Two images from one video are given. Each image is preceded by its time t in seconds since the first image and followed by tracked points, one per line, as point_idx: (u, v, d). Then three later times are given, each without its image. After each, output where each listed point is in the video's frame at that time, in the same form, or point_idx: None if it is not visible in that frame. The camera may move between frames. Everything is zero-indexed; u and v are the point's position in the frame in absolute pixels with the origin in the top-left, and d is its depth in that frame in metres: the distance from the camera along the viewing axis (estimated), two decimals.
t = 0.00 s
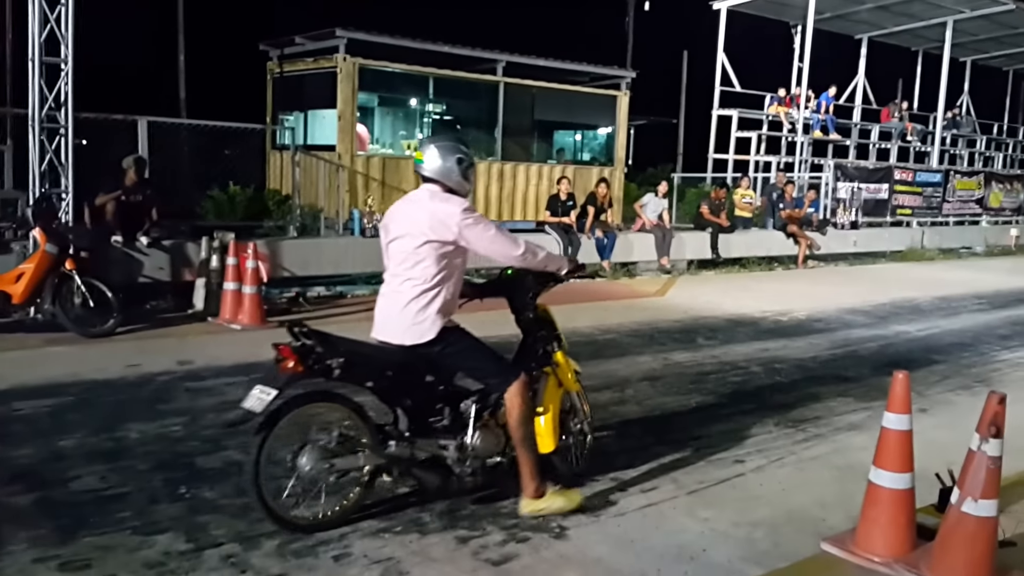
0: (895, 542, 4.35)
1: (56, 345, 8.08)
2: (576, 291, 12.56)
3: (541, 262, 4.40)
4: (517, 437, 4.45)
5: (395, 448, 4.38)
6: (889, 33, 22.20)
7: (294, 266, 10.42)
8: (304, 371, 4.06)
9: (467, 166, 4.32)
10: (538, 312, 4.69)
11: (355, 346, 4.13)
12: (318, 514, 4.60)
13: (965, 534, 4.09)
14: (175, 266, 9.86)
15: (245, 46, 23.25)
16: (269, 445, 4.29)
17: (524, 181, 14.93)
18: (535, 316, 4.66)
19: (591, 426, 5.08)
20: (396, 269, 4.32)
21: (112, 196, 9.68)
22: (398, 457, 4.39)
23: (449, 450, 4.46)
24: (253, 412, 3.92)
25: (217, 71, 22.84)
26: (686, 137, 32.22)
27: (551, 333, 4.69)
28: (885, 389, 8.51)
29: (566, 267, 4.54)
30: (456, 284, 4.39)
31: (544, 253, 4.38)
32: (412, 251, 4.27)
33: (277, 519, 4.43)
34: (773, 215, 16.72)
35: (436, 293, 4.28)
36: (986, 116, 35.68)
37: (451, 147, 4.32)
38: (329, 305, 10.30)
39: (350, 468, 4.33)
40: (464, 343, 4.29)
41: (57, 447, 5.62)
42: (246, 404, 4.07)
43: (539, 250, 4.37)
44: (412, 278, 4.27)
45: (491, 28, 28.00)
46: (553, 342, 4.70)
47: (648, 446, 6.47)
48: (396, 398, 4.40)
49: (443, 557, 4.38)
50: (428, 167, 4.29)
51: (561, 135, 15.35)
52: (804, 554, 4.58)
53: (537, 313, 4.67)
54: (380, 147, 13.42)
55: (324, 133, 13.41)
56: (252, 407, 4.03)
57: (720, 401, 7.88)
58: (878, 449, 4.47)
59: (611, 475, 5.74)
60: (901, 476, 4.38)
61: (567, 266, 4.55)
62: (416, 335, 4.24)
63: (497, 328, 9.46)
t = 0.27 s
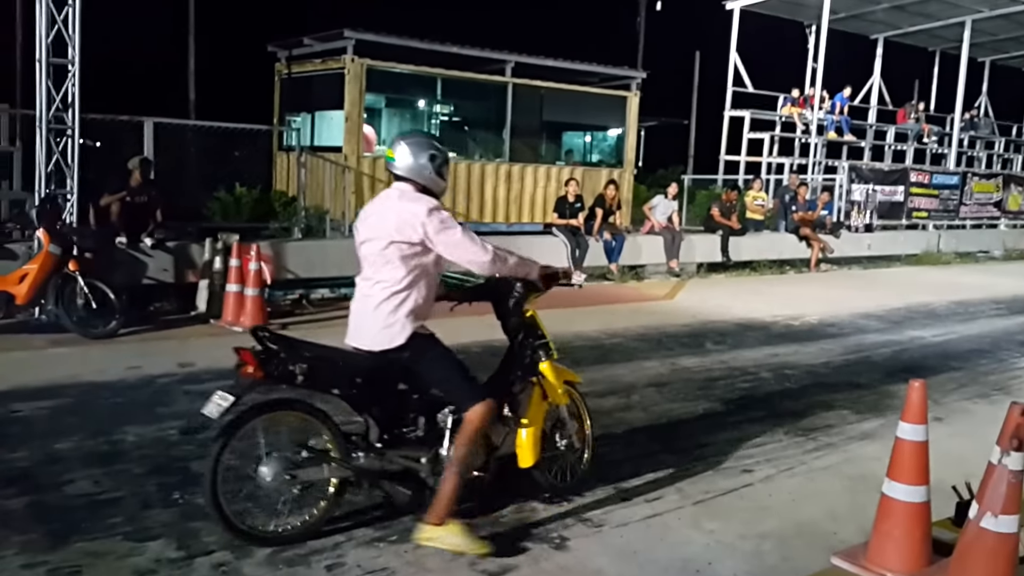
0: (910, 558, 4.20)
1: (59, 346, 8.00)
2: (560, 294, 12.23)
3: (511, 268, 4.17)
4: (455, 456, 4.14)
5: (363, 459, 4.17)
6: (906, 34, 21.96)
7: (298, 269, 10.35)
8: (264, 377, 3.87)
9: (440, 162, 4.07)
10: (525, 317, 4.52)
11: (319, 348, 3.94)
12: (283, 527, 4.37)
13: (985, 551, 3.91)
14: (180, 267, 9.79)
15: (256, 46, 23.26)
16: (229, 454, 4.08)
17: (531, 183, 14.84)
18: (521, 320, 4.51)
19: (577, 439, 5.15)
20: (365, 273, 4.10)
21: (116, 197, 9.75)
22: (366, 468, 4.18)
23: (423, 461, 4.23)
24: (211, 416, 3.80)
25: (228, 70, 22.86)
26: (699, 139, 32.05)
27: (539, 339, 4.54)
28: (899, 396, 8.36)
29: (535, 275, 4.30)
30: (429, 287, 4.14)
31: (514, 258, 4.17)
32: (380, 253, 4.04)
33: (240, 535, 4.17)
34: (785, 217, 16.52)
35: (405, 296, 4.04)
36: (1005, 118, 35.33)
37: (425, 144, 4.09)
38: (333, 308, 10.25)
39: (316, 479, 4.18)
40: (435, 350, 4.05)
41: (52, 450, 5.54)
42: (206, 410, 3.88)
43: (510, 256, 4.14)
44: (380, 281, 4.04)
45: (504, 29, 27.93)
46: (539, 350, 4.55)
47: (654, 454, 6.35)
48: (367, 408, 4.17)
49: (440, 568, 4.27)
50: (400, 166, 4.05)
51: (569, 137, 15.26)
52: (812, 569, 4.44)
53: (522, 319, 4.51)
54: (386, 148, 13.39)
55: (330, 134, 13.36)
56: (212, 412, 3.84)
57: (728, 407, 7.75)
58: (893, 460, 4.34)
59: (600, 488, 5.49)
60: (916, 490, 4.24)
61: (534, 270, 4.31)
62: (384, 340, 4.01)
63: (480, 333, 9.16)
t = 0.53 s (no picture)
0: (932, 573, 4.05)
1: (75, 345, 8.02)
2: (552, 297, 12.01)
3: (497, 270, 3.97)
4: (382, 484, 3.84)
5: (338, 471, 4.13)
6: (933, 33, 21.68)
7: (313, 270, 10.37)
8: (232, 383, 3.75)
9: (421, 157, 3.93)
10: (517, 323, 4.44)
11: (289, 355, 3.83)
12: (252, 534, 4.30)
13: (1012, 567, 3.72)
14: (196, 268, 9.88)
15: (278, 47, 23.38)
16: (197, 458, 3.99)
17: (548, 185, 14.76)
18: (514, 327, 4.44)
19: (565, 455, 4.95)
20: (346, 276, 3.95)
21: (133, 197, 9.63)
22: (337, 480, 4.13)
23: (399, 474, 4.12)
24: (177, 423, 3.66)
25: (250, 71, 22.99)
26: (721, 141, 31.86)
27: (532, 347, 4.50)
28: (921, 403, 8.20)
29: (527, 281, 4.19)
30: (412, 290, 3.96)
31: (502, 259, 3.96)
32: (358, 255, 3.89)
33: (206, 543, 4.10)
34: (807, 219, 16.27)
35: (384, 300, 3.87)
36: None
37: (405, 139, 3.93)
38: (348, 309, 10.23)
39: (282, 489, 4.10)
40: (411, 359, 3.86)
41: (60, 450, 5.54)
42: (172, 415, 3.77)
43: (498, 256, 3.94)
44: (359, 284, 3.88)
45: (524, 30, 27.90)
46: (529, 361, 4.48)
47: (666, 461, 6.26)
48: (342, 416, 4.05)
49: None
50: (379, 162, 3.90)
51: (586, 138, 15.18)
52: None
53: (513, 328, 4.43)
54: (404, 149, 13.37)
55: (347, 136, 13.47)
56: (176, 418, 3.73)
57: (745, 413, 7.63)
58: (915, 471, 4.22)
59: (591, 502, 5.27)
60: (938, 503, 4.12)
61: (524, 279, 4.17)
62: (362, 346, 3.85)
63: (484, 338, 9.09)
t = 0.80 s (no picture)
0: None
1: (97, 343, 8.03)
2: (571, 301, 11.82)
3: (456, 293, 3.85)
4: (371, 501, 3.81)
5: (313, 484, 4.06)
6: (968, 32, 21.28)
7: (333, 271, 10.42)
8: (198, 394, 3.75)
9: (405, 160, 3.89)
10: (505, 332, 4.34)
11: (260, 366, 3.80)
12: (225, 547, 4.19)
13: None
14: (220, 268, 9.82)
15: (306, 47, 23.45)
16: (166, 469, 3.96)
17: (573, 186, 14.70)
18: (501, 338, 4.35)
19: (556, 475, 4.58)
20: (321, 284, 3.92)
21: (157, 197, 9.76)
22: (311, 494, 4.05)
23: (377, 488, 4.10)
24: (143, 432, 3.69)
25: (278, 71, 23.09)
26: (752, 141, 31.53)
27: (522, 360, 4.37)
28: (952, 412, 7.99)
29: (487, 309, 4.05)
30: (387, 299, 3.92)
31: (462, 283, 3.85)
32: (332, 263, 3.86)
33: (179, 555, 4.00)
34: (838, 221, 15.94)
35: (360, 309, 3.84)
36: None
37: (390, 141, 3.91)
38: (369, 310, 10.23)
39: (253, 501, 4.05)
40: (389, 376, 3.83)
41: (74, 449, 5.53)
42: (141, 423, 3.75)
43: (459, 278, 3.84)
44: (334, 294, 3.85)
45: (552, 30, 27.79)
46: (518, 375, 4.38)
47: (687, 469, 6.14)
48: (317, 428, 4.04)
49: None
50: (360, 163, 3.87)
51: (613, 138, 15.03)
52: None
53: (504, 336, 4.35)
54: (427, 151, 13.25)
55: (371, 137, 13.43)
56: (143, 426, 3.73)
57: (769, 420, 7.48)
58: (942, 487, 4.07)
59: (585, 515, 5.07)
60: (966, 519, 3.96)
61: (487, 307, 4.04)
62: (337, 357, 3.82)
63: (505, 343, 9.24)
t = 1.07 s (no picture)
0: None
1: (120, 342, 8.03)
2: (599, 304, 11.68)
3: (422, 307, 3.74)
4: (377, 508, 3.77)
5: (298, 492, 3.97)
6: (1009, 33, 20.82)
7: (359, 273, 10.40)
8: (178, 399, 3.71)
9: (395, 158, 3.82)
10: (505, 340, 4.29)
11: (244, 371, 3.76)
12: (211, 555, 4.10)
13: None
14: (246, 268, 9.77)
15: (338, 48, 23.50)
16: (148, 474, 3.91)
17: (602, 189, 14.54)
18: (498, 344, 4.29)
19: (552, 485, 4.59)
20: (307, 287, 3.89)
21: (184, 197, 9.82)
22: (296, 503, 3.96)
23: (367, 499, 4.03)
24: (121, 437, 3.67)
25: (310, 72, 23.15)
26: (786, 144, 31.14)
27: (518, 368, 4.32)
28: (990, 422, 7.75)
29: (459, 323, 3.93)
30: (373, 302, 3.87)
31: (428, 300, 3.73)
32: (315, 266, 3.81)
33: (159, 561, 3.92)
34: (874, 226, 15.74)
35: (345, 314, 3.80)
36: None
37: (381, 139, 3.80)
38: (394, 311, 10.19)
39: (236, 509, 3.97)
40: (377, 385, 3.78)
41: (91, 448, 5.50)
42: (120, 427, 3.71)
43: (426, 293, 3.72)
44: (318, 298, 3.81)
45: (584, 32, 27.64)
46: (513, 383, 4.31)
47: (711, 478, 5.99)
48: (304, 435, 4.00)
49: None
50: (347, 160, 3.80)
51: (643, 140, 14.91)
52: None
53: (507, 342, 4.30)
54: (455, 152, 13.19)
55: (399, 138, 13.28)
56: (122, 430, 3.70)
57: (799, 428, 7.30)
58: (978, 502, 3.87)
59: (586, 527, 4.93)
60: (1004, 537, 3.77)
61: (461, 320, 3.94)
62: (322, 363, 3.79)
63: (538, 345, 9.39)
